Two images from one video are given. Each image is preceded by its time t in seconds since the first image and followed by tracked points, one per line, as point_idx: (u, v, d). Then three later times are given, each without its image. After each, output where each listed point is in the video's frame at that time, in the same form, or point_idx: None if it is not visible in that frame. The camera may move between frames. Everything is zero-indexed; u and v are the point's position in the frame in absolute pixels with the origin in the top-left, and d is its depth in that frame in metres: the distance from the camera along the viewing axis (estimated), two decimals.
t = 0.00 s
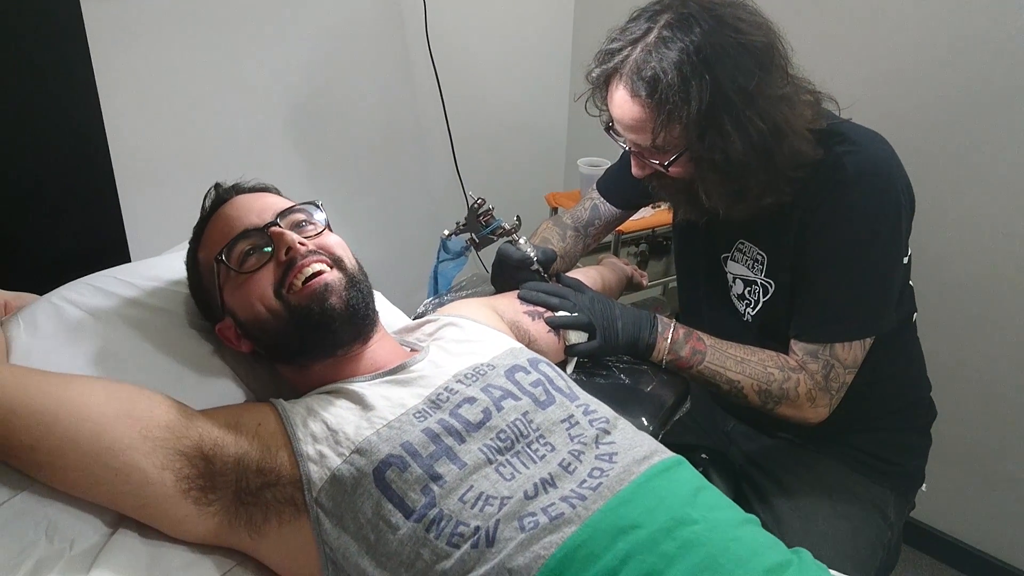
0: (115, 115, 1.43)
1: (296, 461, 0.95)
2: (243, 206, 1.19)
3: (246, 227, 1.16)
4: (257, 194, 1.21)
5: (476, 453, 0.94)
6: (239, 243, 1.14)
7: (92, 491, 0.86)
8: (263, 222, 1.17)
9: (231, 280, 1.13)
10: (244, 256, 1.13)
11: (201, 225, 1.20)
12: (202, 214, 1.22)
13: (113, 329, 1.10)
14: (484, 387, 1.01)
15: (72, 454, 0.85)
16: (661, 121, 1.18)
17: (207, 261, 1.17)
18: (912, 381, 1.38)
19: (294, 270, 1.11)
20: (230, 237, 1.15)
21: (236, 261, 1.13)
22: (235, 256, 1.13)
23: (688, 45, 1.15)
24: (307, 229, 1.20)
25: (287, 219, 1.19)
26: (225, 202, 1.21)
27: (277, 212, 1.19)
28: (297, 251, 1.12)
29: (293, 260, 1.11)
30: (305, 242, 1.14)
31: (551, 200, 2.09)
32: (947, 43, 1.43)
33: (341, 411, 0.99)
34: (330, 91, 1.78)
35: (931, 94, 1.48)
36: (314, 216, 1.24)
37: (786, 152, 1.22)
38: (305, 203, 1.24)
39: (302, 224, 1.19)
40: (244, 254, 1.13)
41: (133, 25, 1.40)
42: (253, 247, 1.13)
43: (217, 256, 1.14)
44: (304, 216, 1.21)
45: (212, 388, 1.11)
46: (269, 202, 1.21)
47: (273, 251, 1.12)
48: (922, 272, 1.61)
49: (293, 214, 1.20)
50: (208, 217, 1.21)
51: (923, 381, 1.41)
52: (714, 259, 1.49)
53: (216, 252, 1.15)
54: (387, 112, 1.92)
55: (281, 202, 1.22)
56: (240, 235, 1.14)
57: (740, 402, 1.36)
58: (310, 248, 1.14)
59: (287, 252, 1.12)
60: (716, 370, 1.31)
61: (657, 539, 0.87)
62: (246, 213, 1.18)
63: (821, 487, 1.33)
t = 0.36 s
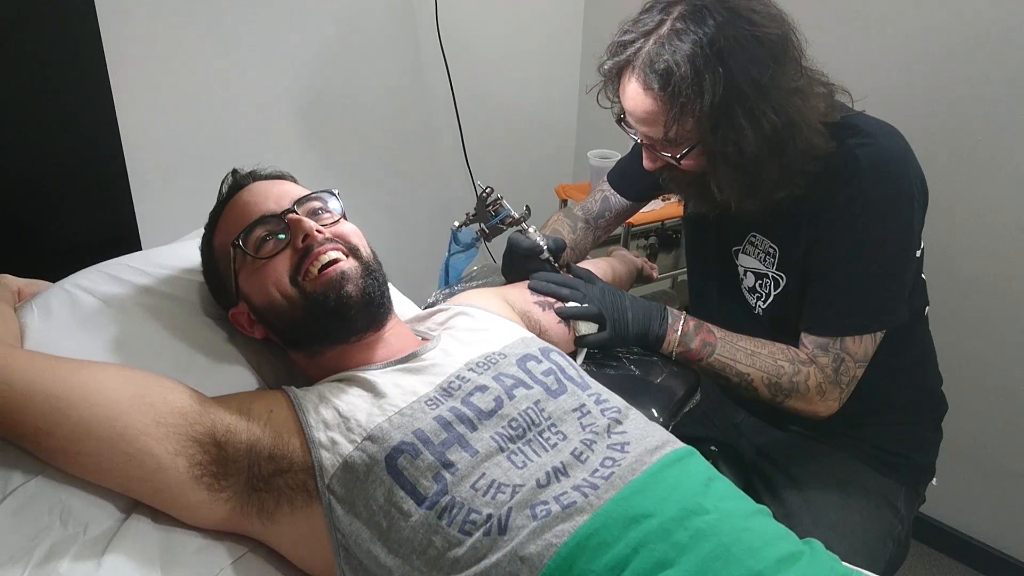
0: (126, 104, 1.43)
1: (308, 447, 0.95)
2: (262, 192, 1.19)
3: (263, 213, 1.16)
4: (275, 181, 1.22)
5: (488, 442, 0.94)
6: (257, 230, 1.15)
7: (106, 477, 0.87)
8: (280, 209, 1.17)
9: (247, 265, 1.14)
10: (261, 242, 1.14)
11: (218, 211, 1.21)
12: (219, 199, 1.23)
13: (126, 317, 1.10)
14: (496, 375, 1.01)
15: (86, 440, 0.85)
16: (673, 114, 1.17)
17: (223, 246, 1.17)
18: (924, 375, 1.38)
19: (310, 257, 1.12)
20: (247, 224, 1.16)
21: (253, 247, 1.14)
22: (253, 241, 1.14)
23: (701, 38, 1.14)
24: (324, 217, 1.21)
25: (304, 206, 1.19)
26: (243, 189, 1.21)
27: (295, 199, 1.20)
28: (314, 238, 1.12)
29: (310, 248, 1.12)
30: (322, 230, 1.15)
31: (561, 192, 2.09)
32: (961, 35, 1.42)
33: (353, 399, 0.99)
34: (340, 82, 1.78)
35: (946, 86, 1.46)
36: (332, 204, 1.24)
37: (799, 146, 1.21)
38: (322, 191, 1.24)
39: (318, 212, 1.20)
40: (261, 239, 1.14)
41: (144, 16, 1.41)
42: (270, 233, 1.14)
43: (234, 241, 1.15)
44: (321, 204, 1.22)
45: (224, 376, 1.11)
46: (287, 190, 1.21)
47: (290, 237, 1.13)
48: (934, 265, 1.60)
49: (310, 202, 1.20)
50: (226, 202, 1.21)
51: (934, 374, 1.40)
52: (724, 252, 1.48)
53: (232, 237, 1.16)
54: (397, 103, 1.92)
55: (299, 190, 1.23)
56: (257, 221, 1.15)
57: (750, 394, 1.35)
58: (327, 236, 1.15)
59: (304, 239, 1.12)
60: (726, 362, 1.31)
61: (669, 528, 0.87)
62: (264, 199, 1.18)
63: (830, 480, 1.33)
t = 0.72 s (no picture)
0: (136, 97, 1.43)
1: (318, 439, 0.96)
2: (258, 197, 1.18)
3: (261, 220, 1.16)
4: (268, 182, 1.21)
5: (497, 434, 0.95)
6: (256, 239, 1.15)
7: (117, 467, 0.88)
8: (278, 214, 1.16)
9: (250, 275, 1.14)
10: (262, 251, 1.14)
11: (216, 217, 1.21)
12: (216, 203, 1.22)
13: (136, 308, 1.11)
14: (505, 368, 1.02)
15: (98, 430, 0.86)
16: (685, 110, 1.17)
17: (225, 254, 1.18)
18: (930, 371, 1.38)
19: (312, 263, 1.12)
20: (246, 232, 1.16)
21: (255, 257, 1.14)
22: (253, 251, 1.14)
23: (715, 33, 1.14)
24: (323, 217, 1.20)
25: (301, 209, 1.18)
26: (239, 192, 1.20)
27: (292, 201, 1.19)
28: (314, 245, 1.12)
29: (311, 254, 1.12)
30: (321, 234, 1.14)
31: (567, 186, 2.09)
32: (971, 30, 1.41)
33: (362, 391, 1.00)
34: (348, 76, 1.78)
35: (956, 82, 1.46)
36: (329, 201, 1.23)
37: (809, 141, 1.21)
38: (318, 190, 1.23)
39: (315, 214, 1.19)
40: (262, 249, 1.14)
41: (154, 9, 1.41)
42: (270, 242, 1.14)
43: (235, 251, 1.15)
44: (319, 204, 1.21)
45: (233, 368, 1.12)
46: (283, 191, 1.20)
47: (290, 245, 1.13)
48: (943, 262, 1.59)
49: (306, 204, 1.19)
50: (225, 207, 1.21)
51: (940, 370, 1.40)
52: (732, 247, 1.48)
53: (234, 247, 1.16)
54: (404, 96, 1.92)
55: (296, 189, 1.21)
56: (256, 229, 1.15)
57: (756, 389, 1.36)
58: (327, 239, 1.14)
59: (304, 246, 1.12)
60: (732, 356, 1.31)
61: (677, 519, 0.88)
62: (261, 205, 1.17)
63: (835, 475, 1.34)
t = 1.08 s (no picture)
0: (145, 96, 1.44)
1: (326, 438, 0.96)
2: (250, 212, 1.18)
3: (257, 237, 1.16)
4: (256, 195, 1.20)
5: (505, 434, 0.96)
6: (254, 257, 1.15)
7: (128, 464, 0.88)
8: (272, 229, 1.16)
9: (253, 293, 1.15)
10: (262, 268, 1.15)
11: (212, 234, 1.21)
12: (210, 218, 1.22)
13: (145, 307, 1.11)
14: (513, 368, 1.02)
15: (109, 429, 0.87)
16: (694, 110, 1.17)
17: (225, 271, 1.18)
18: (938, 372, 1.37)
19: (312, 277, 1.12)
20: (244, 249, 1.16)
21: (255, 274, 1.15)
22: (253, 269, 1.15)
23: (725, 34, 1.14)
24: (317, 225, 1.19)
25: (294, 220, 1.18)
26: (232, 207, 1.20)
27: (285, 213, 1.18)
28: (312, 259, 1.12)
29: (310, 268, 1.12)
30: (318, 245, 1.14)
31: (573, 185, 2.08)
32: (980, 31, 1.40)
33: (371, 390, 1.00)
34: (355, 75, 1.78)
35: (965, 83, 1.45)
36: (321, 207, 1.22)
37: (818, 142, 1.21)
38: (309, 197, 1.22)
39: (309, 223, 1.19)
40: (262, 266, 1.15)
41: (164, 9, 1.42)
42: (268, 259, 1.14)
43: (235, 270, 1.16)
44: (312, 212, 1.20)
45: (242, 367, 1.13)
46: (274, 202, 1.19)
47: (288, 261, 1.13)
48: (950, 262, 1.59)
49: (299, 214, 1.19)
50: (220, 221, 1.21)
51: (947, 372, 1.40)
52: (739, 247, 1.48)
53: (233, 264, 1.17)
54: (411, 95, 1.92)
55: (287, 198, 1.20)
56: (253, 247, 1.15)
57: (763, 389, 1.36)
58: (324, 250, 1.14)
59: (303, 261, 1.12)
60: (739, 356, 1.31)
61: (685, 521, 0.88)
62: (255, 220, 1.17)
63: (841, 475, 1.33)
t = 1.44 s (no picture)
0: (144, 98, 1.44)
1: (326, 439, 0.96)
2: (257, 210, 1.18)
3: (263, 235, 1.15)
4: (261, 193, 1.20)
5: (505, 435, 0.96)
6: (260, 254, 1.15)
7: (127, 465, 0.88)
8: (279, 227, 1.16)
9: (259, 291, 1.15)
10: (269, 266, 1.14)
11: (215, 231, 1.21)
12: (213, 216, 1.22)
13: (144, 308, 1.11)
14: (513, 369, 1.02)
15: (108, 429, 0.87)
16: (694, 114, 1.17)
17: (230, 269, 1.18)
18: (938, 374, 1.37)
19: (321, 274, 1.12)
20: (249, 247, 1.16)
21: (261, 272, 1.14)
22: (259, 267, 1.14)
23: (724, 38, 1.14)
24: (323, 224, 1.19)
25: (299, 219, 1.18)
26: (237, 205, 1.20)
27: (292, 211, 1.18)
28: (321, 257, 1.12)
29: (319, 266, 1.12)
30: (327, 244, 1.14)
31: (574, 186, 2.08)
32: (981, 32, 1.40)
33: (371, 391, 1.00)
34: (355, 76, 1.78)
35: (966, 84, 1.45)
36: (326, 206, 1.23)
37: (818, 144, 1.21)
38: (314, 196, 1.23)
39: (315, 222, 1.19)
40: (267, 264, 1.14)
41: (163, 10, 1.42)
42: (275, 257, 1.14)
43: (242, 268, 1.16)
44: (317, 211, 1.20)
45: (241, 369, 1.12)
46: (280, 200, 1.19)
47: (297, 259, 1.13)
48: (951, 264, 1.58)
49: (305, 212, 1.19)
50: (224, 220, 1.20)
51: (948, 373, 1.39)
52: (740, 248, 1.48)
53: (239, 262, 1.16)
54: (411, 96, 1.92)
55: (293, 196, 1.21)
56: (259, 245, 1.15)
57: (764, 391, 1.35)
58: (333, 249, 1.14)
59: (312, 258, 1.12)
60: (740, 358, 1.31)
61: (685, 524, 0.87)
62: (261, 218, 1.17)
63: (842, 477, 1.33)
